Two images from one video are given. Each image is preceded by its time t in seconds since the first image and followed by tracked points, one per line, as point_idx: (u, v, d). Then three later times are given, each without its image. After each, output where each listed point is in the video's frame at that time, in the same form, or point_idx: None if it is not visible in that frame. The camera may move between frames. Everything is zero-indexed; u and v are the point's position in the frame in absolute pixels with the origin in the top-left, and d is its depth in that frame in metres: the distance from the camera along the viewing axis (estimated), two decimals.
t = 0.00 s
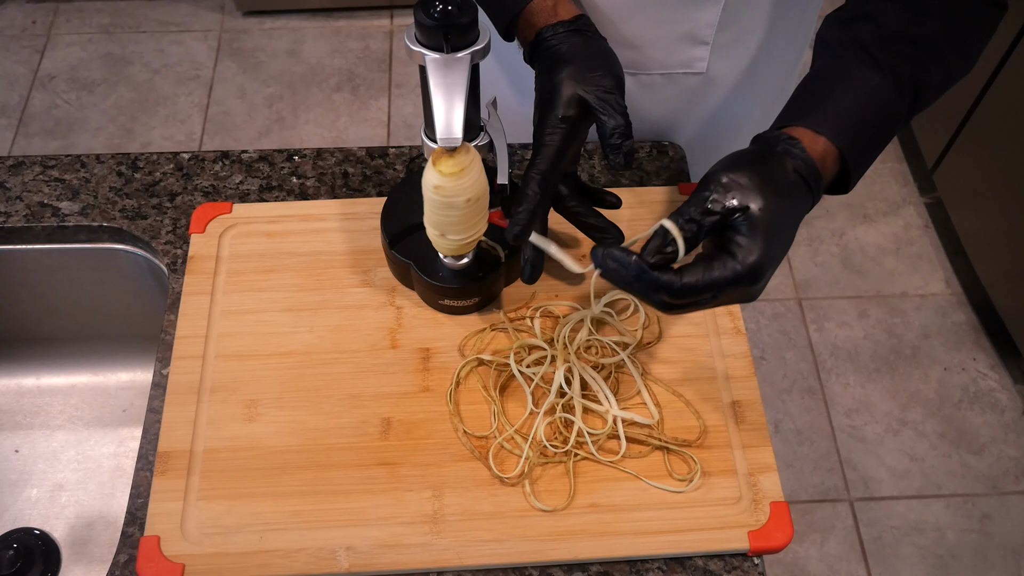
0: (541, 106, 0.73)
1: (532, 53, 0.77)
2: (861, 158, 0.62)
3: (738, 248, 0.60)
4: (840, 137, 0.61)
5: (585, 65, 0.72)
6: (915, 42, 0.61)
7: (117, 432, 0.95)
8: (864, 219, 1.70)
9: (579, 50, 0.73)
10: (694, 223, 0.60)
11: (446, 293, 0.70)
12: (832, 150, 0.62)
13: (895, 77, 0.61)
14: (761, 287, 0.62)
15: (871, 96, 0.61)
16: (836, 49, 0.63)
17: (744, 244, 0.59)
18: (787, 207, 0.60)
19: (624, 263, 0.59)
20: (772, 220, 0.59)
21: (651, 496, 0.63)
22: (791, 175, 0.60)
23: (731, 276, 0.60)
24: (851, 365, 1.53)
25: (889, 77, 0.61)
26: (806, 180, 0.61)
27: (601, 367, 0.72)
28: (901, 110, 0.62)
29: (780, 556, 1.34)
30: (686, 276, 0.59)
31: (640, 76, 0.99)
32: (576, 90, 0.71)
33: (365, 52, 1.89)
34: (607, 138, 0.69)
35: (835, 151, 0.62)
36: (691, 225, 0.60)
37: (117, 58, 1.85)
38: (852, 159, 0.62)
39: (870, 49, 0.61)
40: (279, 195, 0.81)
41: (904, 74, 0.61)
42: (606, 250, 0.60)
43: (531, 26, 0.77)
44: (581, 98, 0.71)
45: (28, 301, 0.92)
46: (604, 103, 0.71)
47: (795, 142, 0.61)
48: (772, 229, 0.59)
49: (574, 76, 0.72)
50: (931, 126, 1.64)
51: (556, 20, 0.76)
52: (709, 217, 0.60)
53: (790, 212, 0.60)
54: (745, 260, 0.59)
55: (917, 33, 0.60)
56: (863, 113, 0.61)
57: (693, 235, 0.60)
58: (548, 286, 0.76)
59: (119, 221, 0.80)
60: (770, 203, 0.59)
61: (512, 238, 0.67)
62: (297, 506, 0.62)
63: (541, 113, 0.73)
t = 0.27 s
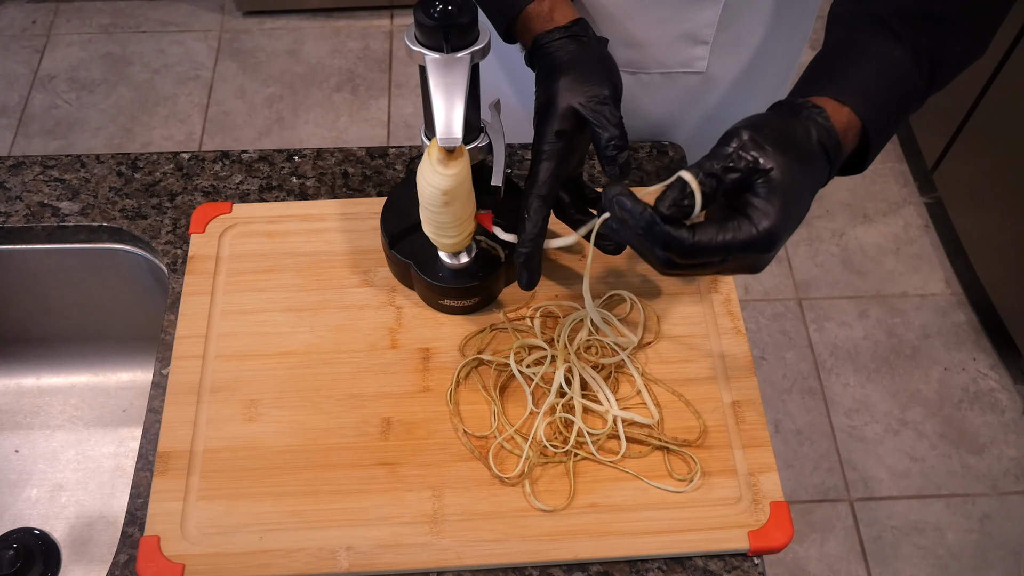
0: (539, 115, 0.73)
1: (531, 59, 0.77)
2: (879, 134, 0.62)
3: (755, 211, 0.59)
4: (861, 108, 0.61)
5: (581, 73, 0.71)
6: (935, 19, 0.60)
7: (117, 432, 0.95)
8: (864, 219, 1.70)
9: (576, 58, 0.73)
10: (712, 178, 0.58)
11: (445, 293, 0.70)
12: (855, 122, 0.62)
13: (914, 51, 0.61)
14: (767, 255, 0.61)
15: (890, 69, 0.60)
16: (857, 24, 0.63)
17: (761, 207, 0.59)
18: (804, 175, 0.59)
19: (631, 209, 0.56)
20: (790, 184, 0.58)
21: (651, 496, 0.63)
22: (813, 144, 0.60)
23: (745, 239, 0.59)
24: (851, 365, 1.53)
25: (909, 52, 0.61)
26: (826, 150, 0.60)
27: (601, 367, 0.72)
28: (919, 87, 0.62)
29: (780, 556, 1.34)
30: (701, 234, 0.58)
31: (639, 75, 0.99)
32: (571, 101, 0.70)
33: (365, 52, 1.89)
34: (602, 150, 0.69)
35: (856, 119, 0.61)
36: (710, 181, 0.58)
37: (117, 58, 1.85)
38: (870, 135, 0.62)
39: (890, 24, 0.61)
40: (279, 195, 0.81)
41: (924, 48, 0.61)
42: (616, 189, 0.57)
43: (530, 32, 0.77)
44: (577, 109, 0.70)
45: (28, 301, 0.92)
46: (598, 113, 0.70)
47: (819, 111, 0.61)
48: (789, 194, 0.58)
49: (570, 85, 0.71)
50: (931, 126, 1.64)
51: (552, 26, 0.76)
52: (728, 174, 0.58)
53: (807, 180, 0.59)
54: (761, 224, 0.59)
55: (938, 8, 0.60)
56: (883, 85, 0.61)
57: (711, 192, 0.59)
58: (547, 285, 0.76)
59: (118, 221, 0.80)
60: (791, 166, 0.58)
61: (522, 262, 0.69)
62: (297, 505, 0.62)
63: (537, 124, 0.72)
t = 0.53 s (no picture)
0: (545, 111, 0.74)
1: (535, 56, 0.78)
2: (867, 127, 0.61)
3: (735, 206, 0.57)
4: (845, 96, 0.60)
5: (586, 69, 0.72)
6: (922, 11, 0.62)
7: (117, 432, 0.95)
8: (864, 219, 1.70)
9: (579, 53, 0.73)
10: (680, 180, 0.56)
11: (446, 293, 0.70)
12: (837, 110, 0.61)
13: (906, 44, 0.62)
14: (757, 257, 0.59)
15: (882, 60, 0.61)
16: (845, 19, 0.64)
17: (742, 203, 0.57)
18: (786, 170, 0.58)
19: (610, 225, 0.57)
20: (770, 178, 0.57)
21: (651, 496, 0.63)
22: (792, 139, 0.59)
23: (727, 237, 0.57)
24: (851, 365, 1.53)
25: (898, 44, 0.61)
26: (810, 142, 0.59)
27: (601, 367, 0.72)
28: (909, 79, 0.62)
29: (780, 556, 1.34)
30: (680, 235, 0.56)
31: (640, 74, 0.99)
32: (578, 97, 0.72)
33: (365, 52, 1.89)
34: (610, 144, 0.69)
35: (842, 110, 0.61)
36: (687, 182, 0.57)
37: (117, 58, 1.85)
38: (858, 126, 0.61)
39: (878, 18, 0.62)
40: (279, 195, 0.81)
41: (915, 42, 0.62)
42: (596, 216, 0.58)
43: (533, 28, 0.78)
44: (583, 104, 0.71)
45: (28, 301, 0.92)
46: (605, 108, 0.71)
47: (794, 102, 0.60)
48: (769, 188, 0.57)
49: (574, 81, 0.72)
50: (931, 126, 1.64)
51: (555, 21, 0.77)
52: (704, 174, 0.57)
53: (789, 174, 0.58)
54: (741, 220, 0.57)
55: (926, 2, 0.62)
56: (875, 75, 0.60)
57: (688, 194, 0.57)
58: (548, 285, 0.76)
59: (118, 221, 0.80)
60: (766, 162, 0.57)
61: (540, 260, 0.69)
62: (297, 505, 0.62)
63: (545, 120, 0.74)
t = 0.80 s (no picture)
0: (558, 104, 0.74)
1: (542, 50, 0.77)
2: (813, 142, 0.58)
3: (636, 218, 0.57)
4: (783, 110, 0.57)
5: (600, 63, 0.73)
6: (877, 23, 0.58)
7: (117, 432, 0.95)
8: (864, 219, 1.70)
9: (590, 48, 0.73)
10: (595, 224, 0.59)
11: (445, 293, 0.70)
12: (779, 129, 0.58)
13: (855, 59, 0.58)
14: (687, 276, 0.56)
15: (824, 76, 0.58)
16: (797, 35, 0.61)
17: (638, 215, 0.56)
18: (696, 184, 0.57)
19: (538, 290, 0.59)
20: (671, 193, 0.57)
21: (651, 496, 0.63)
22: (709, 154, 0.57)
23: (631, 249, 0.56)
24: (851, 365, 1.53)
25: (843, 59, 0.58)
26: (734, 156, 0.57)
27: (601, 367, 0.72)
28: (864, 94, 0.59)
29: (780, 556, 1.34)
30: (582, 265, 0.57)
31: (645, 74, 0.99)
32: (594, 89, 0.72)
33: (365, 52, 1.89)
34: (629, 137, 0.71)
35: (782, 125, 0.57)
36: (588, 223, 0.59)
37: (117, 58, 1.85)
38: (802, 136, 0.57)
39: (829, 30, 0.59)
40: (279, 195, 0.81)
41: (863, 56, 0.58)
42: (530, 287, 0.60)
43: (541, 23, 0.77)
44: (601, 96, 0.71)
45: (28, 301, 0.92)
46: (622, 101, 0.72)
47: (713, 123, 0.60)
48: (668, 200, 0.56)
49: (590, 75, 0.72)
50: (931, 125, 1.64)
51: (566, 16, 0.76)
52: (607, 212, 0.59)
53: (706, 189, 0.56)
54: (636, 228, 0.56)
55: (879, 13, 0.58)
56: (818, 93, 0.58)
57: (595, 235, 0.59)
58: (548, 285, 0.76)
59: (119, 221, 0.80)
60: (681, 181, 0.57)
61: (563, 255, 0.67)
62: (297, 505, 0.62)
63: (557, 113, 0.73)
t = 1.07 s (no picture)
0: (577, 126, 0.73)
1: (548, 67, 0.75)
2: (758, 146, 0.57)
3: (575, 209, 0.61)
4: (728, 114, 0.57)
5: (618, 83, 0.72)
6: (834, 31, 0.55)
7: (117, 432, 0.95)
8: (864, 219, 1.70)
9: (605, 67, 0.72)
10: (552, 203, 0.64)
11: (445, 293, 0.70)
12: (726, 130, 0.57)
13: (807, 65, 0.56)
14: (623, 267, 0.61)
15: (776, 83, 0.56)
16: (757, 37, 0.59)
17: (577, 204, 0.60)
18: (632, 176, 0.59)
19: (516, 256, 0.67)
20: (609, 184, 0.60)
21: (651, 496, 0.63)
22: (646, 149, 0.59)
23: (571, 238, 0.60)
24: (851, 365, 1.53)
25: (796, 65, 0.56)
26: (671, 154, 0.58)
27: (601, 367, 0.72)
28: (816, 99, 0.57)
29: (780, 556, 1.34)
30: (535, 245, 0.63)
31: (651, 75, 1.00)
32: (616, 111, 0.71)
33: (365, 52, 1.89)
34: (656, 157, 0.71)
35: (726, 129, 0.57)
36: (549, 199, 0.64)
37: (117, 58, 1.85)
38: (745, 141, 0.57)
39: (783, 35, 0.57)
40: (279, 195, 0.81)
41: (816, 63, 0.56)
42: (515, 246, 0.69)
43: (548, 35, 0.74)
44: (625, 117, 0.71)
45: (28, 301, 0.92)
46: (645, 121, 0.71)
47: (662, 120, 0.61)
48: (604, 193, 0.60)
49: (610, 96, 0.71)
50: (931, 125, 1.64)
51: (576, 30, 0.74)
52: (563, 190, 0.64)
53: (644, 186, 0.59)
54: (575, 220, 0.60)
55: (835, 20, 0.55)
56: (768, 103, 0.56)
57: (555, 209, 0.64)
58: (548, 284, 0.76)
59: (119, 221, 0.80)
60: (622, 176, 0.59)
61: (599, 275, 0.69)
62: (298, 505, 0.62)
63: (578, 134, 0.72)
